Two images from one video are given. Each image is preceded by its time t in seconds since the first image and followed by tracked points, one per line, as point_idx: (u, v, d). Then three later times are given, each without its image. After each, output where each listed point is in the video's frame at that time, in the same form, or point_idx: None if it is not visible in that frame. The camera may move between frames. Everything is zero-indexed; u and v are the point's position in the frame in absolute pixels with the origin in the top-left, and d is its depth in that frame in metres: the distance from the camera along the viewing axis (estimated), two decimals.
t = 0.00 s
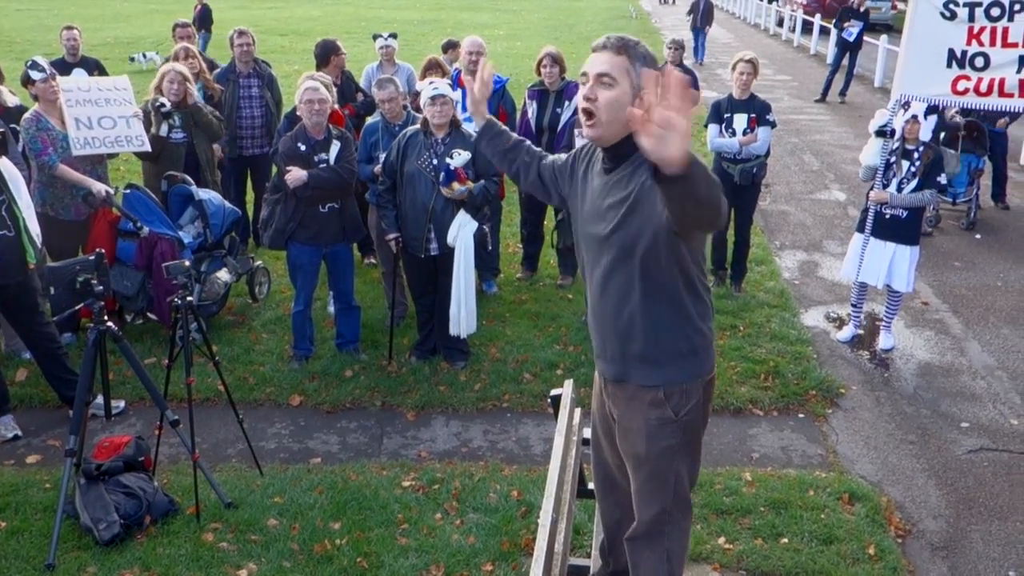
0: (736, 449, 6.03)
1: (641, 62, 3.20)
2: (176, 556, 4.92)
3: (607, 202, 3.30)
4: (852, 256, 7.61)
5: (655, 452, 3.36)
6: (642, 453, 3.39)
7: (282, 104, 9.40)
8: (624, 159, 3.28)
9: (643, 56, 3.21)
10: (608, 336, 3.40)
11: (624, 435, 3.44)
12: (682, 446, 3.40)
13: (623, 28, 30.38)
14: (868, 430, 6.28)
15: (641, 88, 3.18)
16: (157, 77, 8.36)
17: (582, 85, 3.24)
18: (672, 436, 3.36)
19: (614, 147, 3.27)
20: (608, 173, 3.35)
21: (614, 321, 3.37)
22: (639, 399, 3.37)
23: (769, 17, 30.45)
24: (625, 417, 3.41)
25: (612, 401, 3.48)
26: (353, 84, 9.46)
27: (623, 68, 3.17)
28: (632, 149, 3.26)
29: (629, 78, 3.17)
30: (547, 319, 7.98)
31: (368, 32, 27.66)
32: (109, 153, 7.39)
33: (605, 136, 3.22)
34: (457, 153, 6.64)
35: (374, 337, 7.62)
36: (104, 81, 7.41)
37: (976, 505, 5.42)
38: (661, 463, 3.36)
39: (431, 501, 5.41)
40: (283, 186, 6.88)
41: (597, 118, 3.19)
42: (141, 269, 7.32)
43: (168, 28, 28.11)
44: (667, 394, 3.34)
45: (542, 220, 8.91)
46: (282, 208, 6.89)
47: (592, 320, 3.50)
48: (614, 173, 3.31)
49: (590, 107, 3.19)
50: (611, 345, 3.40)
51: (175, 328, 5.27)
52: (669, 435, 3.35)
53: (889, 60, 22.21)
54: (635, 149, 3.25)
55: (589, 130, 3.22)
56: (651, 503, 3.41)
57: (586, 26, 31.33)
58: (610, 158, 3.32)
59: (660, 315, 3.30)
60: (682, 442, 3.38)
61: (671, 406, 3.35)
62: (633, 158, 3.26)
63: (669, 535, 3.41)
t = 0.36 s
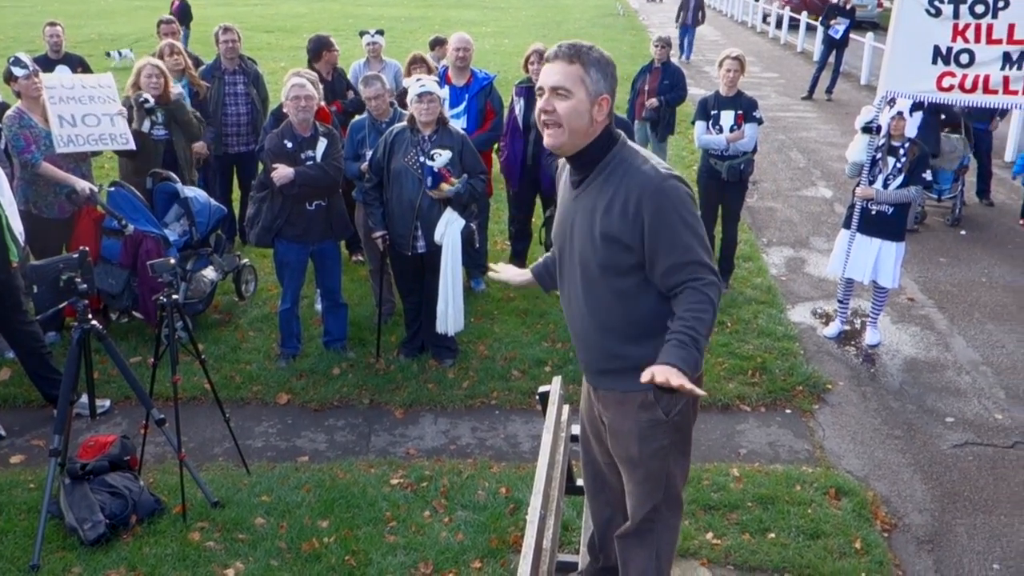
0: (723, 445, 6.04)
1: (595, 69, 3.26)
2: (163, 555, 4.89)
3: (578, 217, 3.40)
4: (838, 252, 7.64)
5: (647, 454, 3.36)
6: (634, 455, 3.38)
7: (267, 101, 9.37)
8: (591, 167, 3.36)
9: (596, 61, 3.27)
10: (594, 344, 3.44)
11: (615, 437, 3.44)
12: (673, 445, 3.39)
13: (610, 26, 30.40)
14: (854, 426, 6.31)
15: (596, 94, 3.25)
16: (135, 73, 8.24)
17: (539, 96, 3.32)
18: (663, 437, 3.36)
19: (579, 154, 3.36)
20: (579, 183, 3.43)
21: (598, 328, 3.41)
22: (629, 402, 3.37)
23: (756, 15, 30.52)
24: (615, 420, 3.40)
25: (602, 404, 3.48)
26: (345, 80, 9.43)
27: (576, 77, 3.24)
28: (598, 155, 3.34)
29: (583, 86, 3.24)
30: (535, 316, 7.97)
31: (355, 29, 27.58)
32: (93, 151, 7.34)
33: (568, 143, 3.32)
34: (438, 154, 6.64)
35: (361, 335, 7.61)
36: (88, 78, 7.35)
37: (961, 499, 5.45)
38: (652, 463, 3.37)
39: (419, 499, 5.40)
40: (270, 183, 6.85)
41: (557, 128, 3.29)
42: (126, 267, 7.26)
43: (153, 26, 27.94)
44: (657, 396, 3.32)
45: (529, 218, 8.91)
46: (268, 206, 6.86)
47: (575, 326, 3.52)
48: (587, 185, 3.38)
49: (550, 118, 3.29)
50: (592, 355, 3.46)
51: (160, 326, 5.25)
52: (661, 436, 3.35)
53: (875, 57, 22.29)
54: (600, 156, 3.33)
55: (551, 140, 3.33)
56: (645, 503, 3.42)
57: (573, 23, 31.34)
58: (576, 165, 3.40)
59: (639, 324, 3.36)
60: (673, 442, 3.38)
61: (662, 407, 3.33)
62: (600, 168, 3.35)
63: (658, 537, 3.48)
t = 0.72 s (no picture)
0: (702, 441, 6.06)
1: (569, 80, 3.25)
2: (140, 555, 4.85)
3: (568, 203, 3.43)
4: (815, 248, 7.69)
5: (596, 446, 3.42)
6: (585, 446, 3.44)
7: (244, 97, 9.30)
8: (584, 163, 3.40)
9: (571, 71, 3.25)
10: (555, 327, 3.47)
11: (567, 426, 3.50)
12: (625, 439, 3.45)
13: (588, 22, 30.41)
14: (831, 420, 6.35)
15: (572, 104, 3.25)
16: (101, 70, 8.14)
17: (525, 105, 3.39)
18: (615, 431, 3.42)
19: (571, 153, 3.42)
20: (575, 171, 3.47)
21: (562, 311, 3.43)
22: (582, 392, 3.42)
23: (733, 11, 30.65)
24: (569, 410, 3.46)
25: (557, 392, 3.53)
26: (326, 78, 9.37)
27: (551, 91, 3.25)
28: (590, 154, 3.37)
29: (558, 100, 3.26)
30: (514, 313, 7.97)
31: (332, 25, 27.42)
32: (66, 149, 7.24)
33: (555, 148, 3.41)
34: (419, 150, 6.61)
35: (339, 332, 7.57)
36: (61, 75, 7.30)
37: (937, 492, 5.50)
38: (605, 456, 3.42)
39: (398, 496, 5.38)
40: (246, 180, 6.79)
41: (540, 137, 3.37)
42: (101, 266, 7.22)
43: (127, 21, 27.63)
44: (610, 389, 3.40)
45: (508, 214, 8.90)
46: (245, 203, 6.80)
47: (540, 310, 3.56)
48: (580, 175, 3.40)
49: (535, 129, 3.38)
50: (553, 334, 3.48)
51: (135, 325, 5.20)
52: (612, 429, 3.41)
53: (851, 54, 22.44)
54: (593, 154, 3.35)
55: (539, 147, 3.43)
56: (599, 498, 3.48)
57: (552, 19, 31.32)
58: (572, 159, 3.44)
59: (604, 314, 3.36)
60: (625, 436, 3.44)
61: (614, 400, 3.41)
62: (594, 163, 3.36)
63: (619, 531, 3.52)
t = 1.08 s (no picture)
0: (688, 443, 6.07)
1: (551, 73, 3.22)
2: (123, 563, 4.81)
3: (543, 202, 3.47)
4: (798, 249, 7.69)
5: (587, 443, 3.44)
6: (577, 443, 3.45)
7: (227, 102, 9.26)
8: (557, 164, 3.39)
9: (553, 63, 3.23)
10: (546, 326, 3.48)
11: (560, 424, 3.50)
12: (615, 436, 3.46)
13: (572, 25, 30.45)
14: (816, 421, 6.38)
15: (555, 98, 3.24)
16: (80, 76, 8.05)
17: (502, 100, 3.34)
18: (604, 429, 3.43)
19: (546, 149, 3.40)
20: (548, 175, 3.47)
21: (551, 310, 3.43)
22: (574, 389, 3.43)
23: (716, 14, 30.77)
24: (562, 406, 3.47)
25: (552, 391, 3.55)
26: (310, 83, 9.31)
27: (533, 84, 3.23)
28: (563, 153, 3.36)
29: (541, 92, 3.23)
30: (500, 316, 7.97)
31: (316, 28, 27.35)
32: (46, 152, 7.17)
33: (533, 144, 3.38)
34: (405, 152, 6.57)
35: (324, 337, 7.55)
36: (39, 80, 7.23)
37: (921, 491, 5.53)
38: (595, 453, 3.44)
39: (384, 501, 5.36)
40: (230, 185, 6.77)
41: (520, 133, 3.33)
42: (83, 271, 7.16)
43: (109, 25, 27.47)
44: (600, 386, 3.40)
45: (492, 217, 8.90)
46: (229, 208, 6.79)
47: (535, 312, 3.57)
48: (551, 174, 3.43)
49: (513, 125, 3.32)
50: (546, 335, 3.49)
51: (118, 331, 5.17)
52: (601, 426, 3.42)
53: (833, 57, 22.56)
54: (566, 152, 3.35)
55: (517, 144, 3.38)
56: (589, 497, 3.49)
57: (536, 22, 31.35)
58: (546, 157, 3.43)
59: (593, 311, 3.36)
60: (615, 433, 3.45)
61: (604, 397, 3.41)
62: (567, 162, 3.36)
63: (610, 532, 3.51)
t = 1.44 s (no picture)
0: (669, 448, 6.09)
1: (551, 70, 3.32)
2: None
3: (521, 208, 3.46)
4: (776, 256, 7.71)
5: (557, 448, 3.43)
6: (546, 448, 3.45)
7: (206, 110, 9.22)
8: (539, 162, 3.42)
9: (553, 63, 3.34)
10: (520, 332, 3.47)
11: (531, 430, 3.50)
12: (586, 442, 3.47)
13: (552, 33, 30.55)
14: (796, 424, 6.41)
15: (552, 94, 3.32)
16: (57, 84, 7.98)
17: (496, 93, 3.38)
18: (574, 434, 3.43)
19: (529, 149, 3.43)
20: (527, 176, 3.49)
21: (526, 315, 3.44)
22: (545, 394, 3.43)
23: (695, 21, 30.96)
24: (531, 411, 3.47)
25: (521, 396, 3.54)
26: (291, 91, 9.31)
27: (534, 77, 3.30)
28: (548, 151, 3.40)
29: (541, 86, 3.31)
30: (481, 323, 7.97)
31: (295, 37, 27.30)
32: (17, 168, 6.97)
33: (519, 140, 3.40)
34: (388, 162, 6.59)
35: (305, 345, 7.52)
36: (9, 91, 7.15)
37: (901, 493, 5.57)
38: (565, 458, 3.44)
39: (367, 510, 5.35)
40: (209, 193, 6.76)
41: (511, 125, 3.35)
42: (61, 280, 7.06)
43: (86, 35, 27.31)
44: (572, 390, 3.41)
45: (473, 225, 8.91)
46: (208, 217, 6.75)
47: (506, 320, 3.56)
48: (531, 179, 3.45)
49: (505, 115, 3.35)
50: (518, 342, 3.48)
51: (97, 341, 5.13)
52: (572, 431, 3.42)
53: (810, 63, 22.75)
54: (551, 153, 3.38)
55: (504, 137, 3.40)
56: (562, 502, 3.49)
57: (516, 30, 31.43)
58: (527, 159, 3.46)
59: (569, 316, 3.38)
60: (586, 439, 3.45)
61: (576, 402, 3.42)
62: (550, 162, 3.39)
63: (581, 538, 3.53)
